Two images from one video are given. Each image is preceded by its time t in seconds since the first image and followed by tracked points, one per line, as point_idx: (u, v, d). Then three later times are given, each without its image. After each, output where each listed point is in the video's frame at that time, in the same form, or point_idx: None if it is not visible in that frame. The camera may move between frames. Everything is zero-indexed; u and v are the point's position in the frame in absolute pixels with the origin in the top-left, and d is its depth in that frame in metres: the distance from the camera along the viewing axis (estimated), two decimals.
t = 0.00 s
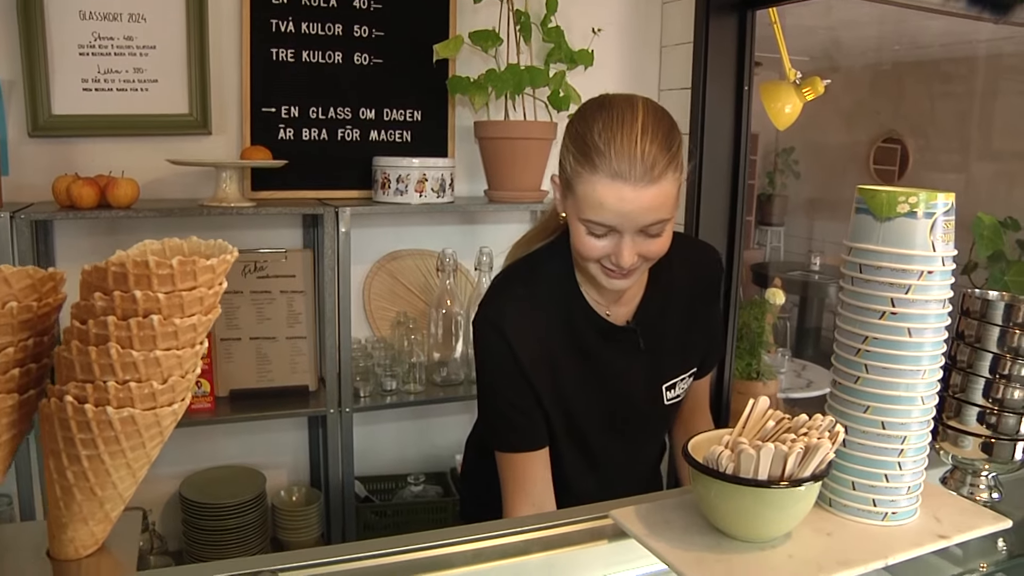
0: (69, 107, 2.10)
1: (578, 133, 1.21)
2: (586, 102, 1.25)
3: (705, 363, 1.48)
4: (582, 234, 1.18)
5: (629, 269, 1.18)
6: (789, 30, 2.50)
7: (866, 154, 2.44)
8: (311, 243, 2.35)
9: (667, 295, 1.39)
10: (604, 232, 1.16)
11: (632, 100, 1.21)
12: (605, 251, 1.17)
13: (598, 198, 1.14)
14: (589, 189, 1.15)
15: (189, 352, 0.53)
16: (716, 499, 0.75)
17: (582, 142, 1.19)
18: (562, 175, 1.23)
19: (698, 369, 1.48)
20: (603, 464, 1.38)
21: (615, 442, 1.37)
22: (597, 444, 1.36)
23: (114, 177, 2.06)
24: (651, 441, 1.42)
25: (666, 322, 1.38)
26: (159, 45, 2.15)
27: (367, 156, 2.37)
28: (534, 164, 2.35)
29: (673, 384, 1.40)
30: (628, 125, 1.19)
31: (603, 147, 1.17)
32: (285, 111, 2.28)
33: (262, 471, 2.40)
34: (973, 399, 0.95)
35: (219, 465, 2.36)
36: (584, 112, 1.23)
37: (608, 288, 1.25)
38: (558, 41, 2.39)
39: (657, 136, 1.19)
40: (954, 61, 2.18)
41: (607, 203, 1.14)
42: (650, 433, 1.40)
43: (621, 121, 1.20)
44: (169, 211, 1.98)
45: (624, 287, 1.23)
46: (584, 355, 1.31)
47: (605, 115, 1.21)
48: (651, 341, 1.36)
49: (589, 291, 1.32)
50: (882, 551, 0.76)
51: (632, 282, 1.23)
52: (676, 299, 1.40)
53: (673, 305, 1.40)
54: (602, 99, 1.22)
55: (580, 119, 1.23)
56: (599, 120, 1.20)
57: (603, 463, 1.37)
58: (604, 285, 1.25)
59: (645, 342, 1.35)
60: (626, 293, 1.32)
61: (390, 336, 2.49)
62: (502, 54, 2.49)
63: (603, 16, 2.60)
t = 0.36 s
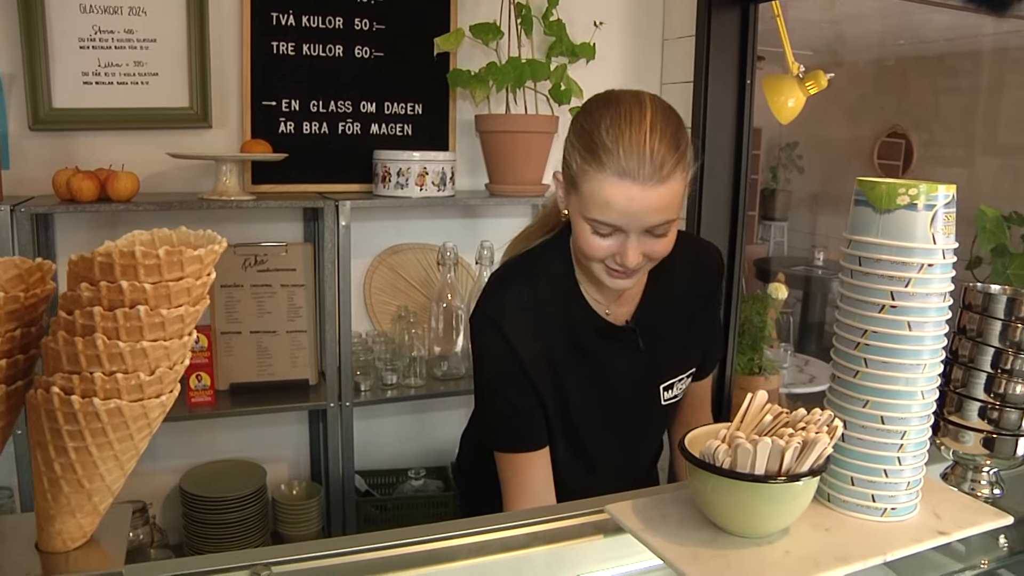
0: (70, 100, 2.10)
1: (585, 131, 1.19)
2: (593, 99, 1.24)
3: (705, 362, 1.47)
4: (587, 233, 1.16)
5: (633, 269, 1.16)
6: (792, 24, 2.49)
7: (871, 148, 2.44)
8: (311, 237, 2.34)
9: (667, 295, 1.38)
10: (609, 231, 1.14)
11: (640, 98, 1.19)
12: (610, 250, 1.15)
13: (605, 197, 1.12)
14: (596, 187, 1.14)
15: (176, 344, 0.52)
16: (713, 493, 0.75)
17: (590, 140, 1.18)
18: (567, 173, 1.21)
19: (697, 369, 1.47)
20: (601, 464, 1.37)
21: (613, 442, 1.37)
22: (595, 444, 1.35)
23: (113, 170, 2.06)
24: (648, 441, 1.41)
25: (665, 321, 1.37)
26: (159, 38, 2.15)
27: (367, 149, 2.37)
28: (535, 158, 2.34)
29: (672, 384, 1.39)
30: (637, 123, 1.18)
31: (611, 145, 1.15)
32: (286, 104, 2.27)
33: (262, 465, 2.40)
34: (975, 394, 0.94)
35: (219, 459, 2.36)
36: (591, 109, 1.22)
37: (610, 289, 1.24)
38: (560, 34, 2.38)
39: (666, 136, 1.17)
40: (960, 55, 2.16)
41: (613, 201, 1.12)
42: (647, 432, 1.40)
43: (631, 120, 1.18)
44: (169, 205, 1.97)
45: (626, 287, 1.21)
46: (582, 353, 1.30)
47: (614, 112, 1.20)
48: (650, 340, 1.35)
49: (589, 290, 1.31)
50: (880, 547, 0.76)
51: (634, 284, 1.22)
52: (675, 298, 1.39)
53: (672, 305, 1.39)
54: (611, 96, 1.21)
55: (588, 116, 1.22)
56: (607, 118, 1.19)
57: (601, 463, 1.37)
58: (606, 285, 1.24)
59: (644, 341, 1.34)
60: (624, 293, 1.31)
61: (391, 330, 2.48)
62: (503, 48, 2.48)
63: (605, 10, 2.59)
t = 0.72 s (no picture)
0: (72, 96, 2.09)
1: (604, 137, 1.18)
2: (609, 103, 1.22)
3: (710, 375, 1.45)
4: (602, 241, 1.14)
5: (646, 278, 1.14)
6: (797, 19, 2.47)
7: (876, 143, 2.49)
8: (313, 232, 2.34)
9: (674, 305, 1.36)
10: (626, 239, 1.13)
11: (661, 103, 1.18)
12: (625, 259, 1.13)
13: (625, 205, 1.11)
14: (616, 195, 1.12)
15: (165, 339, 0.52)
16: (711, 491, 0.74)
17: (609, 145, 1.16)
18: (581, 178, 1.19)
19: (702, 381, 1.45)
20: (597, 469, 1.37)
21: (609, 448, 1.37)
22: (590, 449, 1.35)
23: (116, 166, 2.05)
24: (646, 449, 1.41)
25: (669, 333, 1.35)
26: (162, 34, 2.14)
27: (370, 145, 2.36)
28: (538, 154, 2.33)
29: (672, 397, 1.37)
30: (658, 129, 1.16)
31: (632, 151, 1.13)
32: (288, 100, 2.26)
33: (264, 460, 2.39)
34: (979, 390, 0.94)
35: (222, 455, 2.36)
36: (609, 113, 1.21)
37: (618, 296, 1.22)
38: (563, 29, 2.37)
39: (687, 143, 1.16)
40: (966, 50, 2.33)
41: (632, 210, 1.10)
42: (645, 441, 1.39)
43: (651, 126, 1.17)
44: (172, 200, 1.97)
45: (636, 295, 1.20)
46: (580, 358, 1.30)
47: (633, 118, 1.18)
48: (652, 351, 1.33)
49: (591, 295, 1.30)
50: (882, 546, 0.75)
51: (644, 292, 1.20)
52: (682, 309, 1.37)
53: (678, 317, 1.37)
54: (629, 100, 1.19)
55: (605, 120, 1.20)
56: (626, 123, 1.18)
57: (596, 469, 1.37)
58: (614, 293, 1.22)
59: (645, 351, 1.32)
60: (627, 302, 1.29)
61: (393, 326, 2.48)
62: (506, 43, 2.46)
63: (608, 4, 2.57)
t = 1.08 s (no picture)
0: (76, 95, 2.10)
1: (624, 147, 1.15)
2: (631, 110, 1.18)
3: (715, 388, 1.45)
4: (618, 256, 1.13)
5: (661, 293, 1.14)
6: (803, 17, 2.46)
7: (883, 142, 2.44)
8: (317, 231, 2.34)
9: (682, 315, 1.35)
10: (643, 256, 1.11)
11: (684, 112, 1.14)
12: (642, 275, 1.12)
13: (645, 222, 1.09)
14: (635, 211, 1.10)
15: (158, 338, 0.52)
16: (711, 492, 0.73)
17: (629, 157, 1.14)
18: (598, 189, 1.17)
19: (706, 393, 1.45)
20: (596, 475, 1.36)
21: (610, 454, 1.36)
22: (591, 454, 1.34)
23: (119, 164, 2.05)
24: (648, 457, 1.40)
25: (676, 344, 1.34)
26: (166, 32, 2.14)
27: (374, 143, 2.36)
28: (542, 152, 2.32)
29: (675, 409, 1.37)
30: (681, 143, 1.13)
31: (654, 168, 1.10)
32: (292, 98, 2.26)
33: (268, 459, 2.39)
34: (983, 392, 0.94)
35: (226, 453, 2.36)
36: (628, 121, 1.17)
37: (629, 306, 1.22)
38: (567, 27, 2.36)
39: (710, 156, 1.13)
40: (973, 48, 2.21)
41: (652, 229, 1.09)
42: (647, 449, 1.39)
43: (674, 139, 1.13)
44: (175, 199, 1.97)
45: (648, 307, 1.19)
46: (583, 363, 1.30)
47: (656, 129, 1.14)
48: (657, 361, 1.32)
49: (597, 303, 1.29)
50: (883, 548, 0.74)
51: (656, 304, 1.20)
52: (690, 319, 1.36)
53: (686, 330, 1.36)
54: (653, 110, 1.15)
55: (626, 130, 1.17)
56: (648, 136, 1.14)
57: (595, 475, 1.36)
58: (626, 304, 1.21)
59: (650, 362, 1.31)
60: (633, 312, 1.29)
61: (397, 324, 2.47)
62: (510, 41, 2.46)
63: (613, 3, 2.56)
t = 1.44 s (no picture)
0: (81, 95, 2.10)
1: (641, 154, 1.14)
2: (648, 118, 1.17)
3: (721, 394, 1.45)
4: (632, 263, 1.12)
5: (675, 301, 1.13)
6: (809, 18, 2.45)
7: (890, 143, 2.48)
8: (321, 231, 2.34)
9: (693, 322, 1.35)
10: (658, 264, 1.10)
11: (701, 121, 1.13)
12: (656, 283, 1.11)
13: (661, 229, 1.08)
14: (652, 218, 1.09)
15: (151, 339, 0.51)
16: (710, 495, 0.73)
17: (646, 164, 1.13)
18: (613, 196, 1.16)
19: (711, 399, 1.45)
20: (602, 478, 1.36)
21: (616, 458, 1.36)
22: (598, 457, 1.34)
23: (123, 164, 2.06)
24: (653, 461, 1.40)
25: (684, 351, 1.34)
26: (170, 33, 2.15)
27: (378, 144, 2.36)
28: (546, 153, 2.32)
29: (682, 413, 1.37)
30: (699, 151, 1.12)
31: (672, 175, 1.10)
32: (296, 99, 2.26)
33: (271, 459, 2.40)
34: (986, 395, 0.92)
35: (229, 453, 2.36)
36: (644, 128, 1.17)
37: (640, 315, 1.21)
38: (571, 28, 2.35)
39: (728, 164, 1.12)
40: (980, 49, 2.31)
41: (669, 237, 1.08)
42: (653, 454, 1.39)
43: (691, 147, 1.12)
44: (179, 199, 1.97)
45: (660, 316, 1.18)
46: (591, 368, 1.29)
47: (673, 137, 1.13)
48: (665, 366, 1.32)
49: (606, 307, 1.29)
50: (883, 553, 0.73)
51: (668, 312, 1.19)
52: (699, 326, 1.36)
53: (694, 336, 1.35)
54: (669, 117, 1.14)
55: (643, 137, 1.16)
56: (665, 143, 1.13)
57: (599, 479, 1.36)
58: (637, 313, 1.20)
59: (659, 368, 1.31)
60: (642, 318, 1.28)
61: (401, 325, 2.47)
62: (514, 42, 2.45)
63: (618, 4, 2.55)
